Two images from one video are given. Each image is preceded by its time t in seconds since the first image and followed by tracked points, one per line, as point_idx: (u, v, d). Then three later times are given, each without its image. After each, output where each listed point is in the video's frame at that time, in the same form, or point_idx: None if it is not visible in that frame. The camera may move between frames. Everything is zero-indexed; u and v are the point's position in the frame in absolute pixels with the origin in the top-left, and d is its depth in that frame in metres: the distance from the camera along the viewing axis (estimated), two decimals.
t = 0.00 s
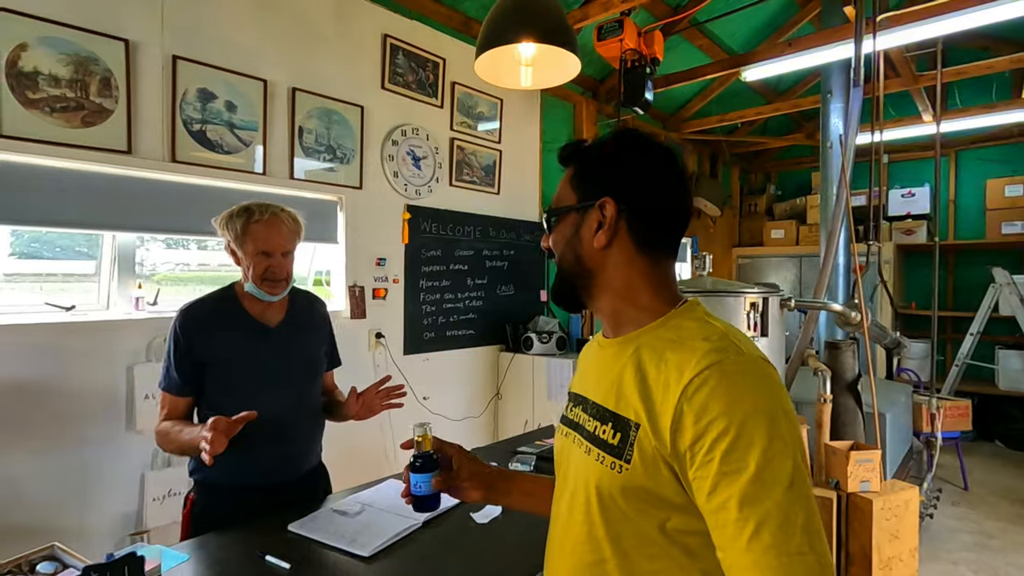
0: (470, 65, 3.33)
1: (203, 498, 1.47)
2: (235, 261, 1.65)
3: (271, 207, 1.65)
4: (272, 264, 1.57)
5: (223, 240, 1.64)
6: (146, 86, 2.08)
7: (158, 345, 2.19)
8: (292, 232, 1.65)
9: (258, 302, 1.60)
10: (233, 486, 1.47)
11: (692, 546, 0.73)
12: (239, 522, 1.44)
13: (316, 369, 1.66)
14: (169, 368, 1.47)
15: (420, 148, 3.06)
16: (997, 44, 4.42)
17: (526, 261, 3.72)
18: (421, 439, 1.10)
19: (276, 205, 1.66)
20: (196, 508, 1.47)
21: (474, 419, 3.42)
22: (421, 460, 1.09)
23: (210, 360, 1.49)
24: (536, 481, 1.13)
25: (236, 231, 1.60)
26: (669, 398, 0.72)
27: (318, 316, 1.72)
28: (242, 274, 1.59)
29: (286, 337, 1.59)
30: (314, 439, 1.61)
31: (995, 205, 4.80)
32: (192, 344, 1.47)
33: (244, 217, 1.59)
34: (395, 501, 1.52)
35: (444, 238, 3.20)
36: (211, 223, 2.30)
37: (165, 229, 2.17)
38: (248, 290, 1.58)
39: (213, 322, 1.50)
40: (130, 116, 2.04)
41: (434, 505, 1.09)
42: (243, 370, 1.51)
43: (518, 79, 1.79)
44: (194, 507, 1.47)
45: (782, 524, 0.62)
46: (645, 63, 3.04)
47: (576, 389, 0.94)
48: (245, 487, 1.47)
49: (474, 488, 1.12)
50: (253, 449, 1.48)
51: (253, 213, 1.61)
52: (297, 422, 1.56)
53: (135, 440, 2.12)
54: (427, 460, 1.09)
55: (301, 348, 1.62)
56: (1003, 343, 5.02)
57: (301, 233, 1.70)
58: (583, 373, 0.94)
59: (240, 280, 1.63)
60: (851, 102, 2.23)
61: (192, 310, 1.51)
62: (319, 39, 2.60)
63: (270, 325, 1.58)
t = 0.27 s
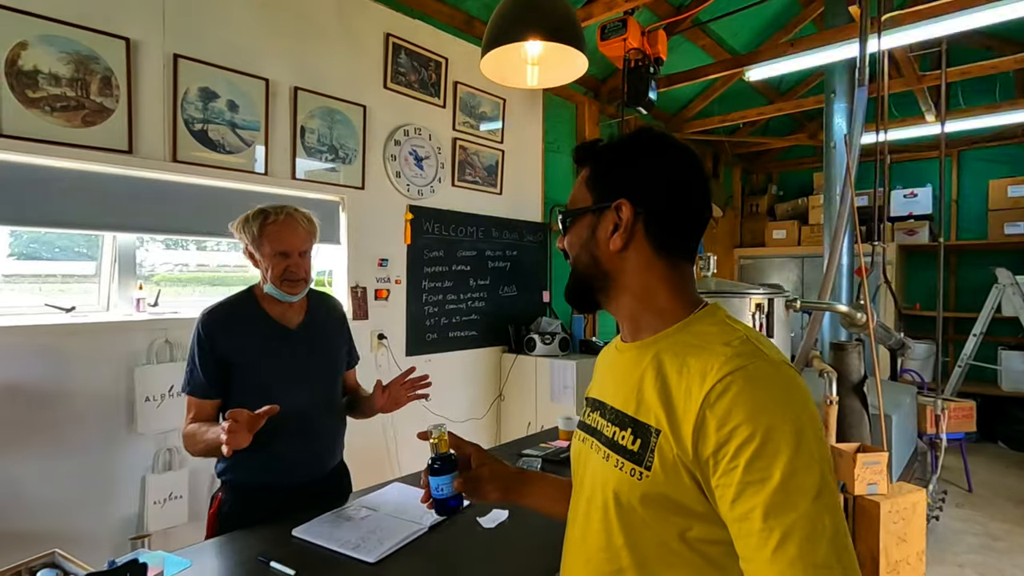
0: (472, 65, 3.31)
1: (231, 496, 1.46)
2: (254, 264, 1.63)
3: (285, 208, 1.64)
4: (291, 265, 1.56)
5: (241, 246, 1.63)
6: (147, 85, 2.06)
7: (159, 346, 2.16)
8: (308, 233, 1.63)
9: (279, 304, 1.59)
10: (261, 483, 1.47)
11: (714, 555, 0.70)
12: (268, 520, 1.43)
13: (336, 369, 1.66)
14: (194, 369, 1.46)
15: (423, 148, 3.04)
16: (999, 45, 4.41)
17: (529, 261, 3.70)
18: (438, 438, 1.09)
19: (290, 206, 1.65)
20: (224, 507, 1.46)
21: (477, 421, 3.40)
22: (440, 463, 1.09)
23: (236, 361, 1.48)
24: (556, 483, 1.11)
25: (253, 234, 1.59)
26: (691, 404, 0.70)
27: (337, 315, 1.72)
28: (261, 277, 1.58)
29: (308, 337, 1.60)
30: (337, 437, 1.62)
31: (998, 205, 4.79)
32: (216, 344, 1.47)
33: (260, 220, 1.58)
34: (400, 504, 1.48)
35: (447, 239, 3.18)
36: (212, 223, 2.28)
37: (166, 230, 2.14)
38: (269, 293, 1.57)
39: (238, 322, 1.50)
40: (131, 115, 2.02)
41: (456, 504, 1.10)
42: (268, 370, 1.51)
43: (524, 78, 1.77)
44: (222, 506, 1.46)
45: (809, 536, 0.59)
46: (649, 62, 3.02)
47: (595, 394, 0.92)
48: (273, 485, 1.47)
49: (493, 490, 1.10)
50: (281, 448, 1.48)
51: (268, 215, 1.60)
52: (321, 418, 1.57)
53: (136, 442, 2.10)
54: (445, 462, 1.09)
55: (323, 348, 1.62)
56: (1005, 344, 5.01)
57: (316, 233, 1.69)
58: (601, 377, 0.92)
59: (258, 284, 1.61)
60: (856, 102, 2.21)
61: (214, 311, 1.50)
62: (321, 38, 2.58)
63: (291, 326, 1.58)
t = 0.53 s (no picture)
0: (472, 63, 3.30)
1: (249, 492, 1.46)
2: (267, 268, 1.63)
3: (294, 211, 1.63)
4: (300, 267, 1.55)
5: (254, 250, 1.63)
6: (146, 82, 2.04)
7: (159, 346, 2.15)
8: (316, 235, 1.62)
9: (294, 305, 1.59)
10: (280, 478, 1.46)
11: (723, 556, 0.69)
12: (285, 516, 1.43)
13: (354, 369, 1.66)
14: (215, 366, 1.46)
15: (423, 147, 3.03)
16: (999, 44, 4.40)
17: (529, 260, 3.69)
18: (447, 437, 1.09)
19: (295, 208, 1.63)
20: (241, 502, 1.45)
21: (477, 420, 3.40)
22: (450, 460, 1.08)
23: (255, 359, 1.48)
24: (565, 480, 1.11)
25: (262, 241, 1.59)
26: (700, 403, 0.69)
27: (352, 314, 1.71)
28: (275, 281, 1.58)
29: (327, 337, 1.59)
30: (354, 435, 1.61)
31: (998, 204, 4.79)
32: (237, 342, 1.47)
33: (267, 226, 1.57)
34: (402, 504, 1.47)
35: (447, 238, 3.17)
36: (212, 221, 2.26)
37: (165, 228, 2.13)
38: (281, 296, 1.57)
39: (260, 320, 1.51)
40: (130, 113, 2.00)
41: (468, 503, 1.07)
42: (286, 368, 1.50)
43: (526, 76, 1.77)
44: (239, 503, 1.46)
45: (819, 535, 0.58)
46: (650, 61, 3.01)
47: (602, 394, 0.91)
48: (291, 482, 1.47)
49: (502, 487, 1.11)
50: (299, 445, 1.48)
51: (274, 221, 1.59)
52: (339, 417, 1.56)
53: (136, 442, 2.08)
54: (456, 458, 1.08)
55: (342, 347, 1.62)
56: (1005, 342, 5.01)
57: (324, 233, 1.67)
58: (609, 376, 0.91)
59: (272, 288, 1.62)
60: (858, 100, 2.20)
61: (234, 309, 1.50)
62: (321, 36, 2.57)
63: (308, 325, 1.58)
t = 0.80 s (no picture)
0: (472, 61, 3.29)
1: (253, 490, 1.45)
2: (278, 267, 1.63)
3: (305, 210, 1.63)
4: (308, 266, 1.55)
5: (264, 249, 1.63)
6: (144, 80, 2.03)
7: (157, 345, 2.14)
8: (325, 235, 1.62)
9: (304, 302, 1.58)
10: (284, 477, 1.46)
11: (729, 556, 0.69)
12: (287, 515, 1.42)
13: (360, 369, 1.64)
14: (222, 363, 1.45)
15: (423, 145, 3.02)
16: (998, 42, 4.41)
17: (529, 259, 3.68)
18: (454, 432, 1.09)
19: (306, 207, 1.64)
20: (244, 500, 1.45)
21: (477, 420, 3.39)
22: (457, 455, 1.08)
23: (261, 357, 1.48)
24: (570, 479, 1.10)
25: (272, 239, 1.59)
26: (706, 403, 0.68)
27: (360, 315, 1.70)
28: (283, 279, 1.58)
29: (333, 337, 1.58)
30: (358, 436, 1.60)
31: (997, 203, 4.80)
32: (243, 340, 1.47)
33: (277, 224, 1.58)
34: (404, 505, 1.46)
35: (447, 237, 3.16)
36: (211, 221, 2.25)
37: (164, 228, 2.12)
38: (290, 294, 1.57)
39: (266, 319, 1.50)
40: (128, 111, 1.99)
41: (478, 498, 1.08)
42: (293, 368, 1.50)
43: (527, 74, 1.76)
44: (242, 501, 1.45)
45: (827, 537, 0.57)
46: (650, 59, 2.99)
47: (608, 393, 0.91)
48: (294, 480, 1.46)
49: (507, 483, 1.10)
50: (305, 444, 1.47)
51: (284, 220, 1.59)
52: (344, 417, 1.55)
53: (135, 442, 2.07)
54: (463, 453, 1.08)
55: (348, 347, 1.61)
56: (1005, 341, 5.03)
57: (333, 233, 1.67)
58: (615, 376, 0.91)
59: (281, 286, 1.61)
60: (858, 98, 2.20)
61: (242, 308, 1.50)
62: (320, 34, 2.56)
63: (315, 325, 1.57)
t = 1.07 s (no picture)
0: (470, 60, 3.27)
1: (248, 492, 1.43)
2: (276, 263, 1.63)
3: (310, 211, 1.64)
4: (309, 265, 1.55)
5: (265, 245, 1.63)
6: (141, 79, 2.02)
7: (155, 346, 2.13)
8: (329, 237, 1.63)
9: (298, 303, 1.57)
10: (279, 478, 1.45)
11: (735, 558, 0.68)
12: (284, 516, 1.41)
13: (355, 370, 1.63)
14: (214, 365, 1.45)
15: (421, 144, 3.01)
16: (996, 41, 4.41)
17: (528, 259, 3.68)
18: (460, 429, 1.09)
19: (314, 210, 1.65)
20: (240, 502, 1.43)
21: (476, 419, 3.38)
22: (464, 452, 1.09)
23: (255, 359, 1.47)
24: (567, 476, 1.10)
25: (276, 234, 1.59)
26: (711, 403, 0.68)
27: (354, 315, 1.70)
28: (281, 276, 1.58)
29: (328, 338, 1.57)
30: (354, 437, 1.59)
31: (995, 201, 4.80)
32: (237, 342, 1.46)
33: (283, 221, 1.58)
34: (405, 505, 1.45)
35: (446, 236, 3.15)
36: (208, 220, 2.24)
37: (161, 227, 2.11)
38: (286, 292, 1.56)
39: (260, 320, 1.49)
40: (125, 110, 1.98)
41: (481, 496, 1.09)
42: (288, 369, 1.49)
43: (526, 72, 1.75)
44: (238, 502, 1.44)
45: (834, 538, 0.57)
46: (649, 58, 2.98)
47: (611, 393, 0.90)
48: (291, 481, 1.45)
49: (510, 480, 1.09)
50: (301, 444, 1.46)
51: (292, 217, 1.60)
52: (339, 418, 1.54)
53: (132, 443, 2.06)
54: (469, 451, 1.09)
55: (343, 348, 1.60)
56: (1002, 339, 5.04)
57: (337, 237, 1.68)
58: (619, 375, 0.90)
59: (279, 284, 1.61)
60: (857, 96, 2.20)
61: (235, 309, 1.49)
62: (318, 33, 2.54)
63: (309, 325, 1.56)
